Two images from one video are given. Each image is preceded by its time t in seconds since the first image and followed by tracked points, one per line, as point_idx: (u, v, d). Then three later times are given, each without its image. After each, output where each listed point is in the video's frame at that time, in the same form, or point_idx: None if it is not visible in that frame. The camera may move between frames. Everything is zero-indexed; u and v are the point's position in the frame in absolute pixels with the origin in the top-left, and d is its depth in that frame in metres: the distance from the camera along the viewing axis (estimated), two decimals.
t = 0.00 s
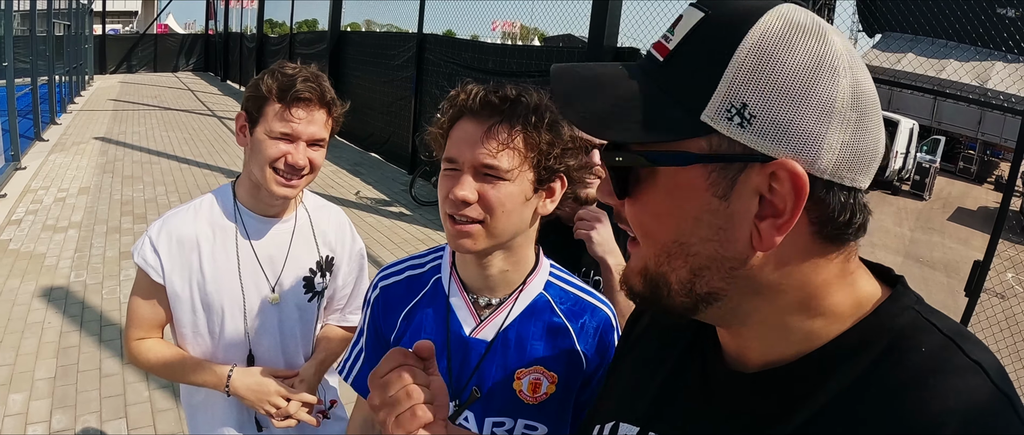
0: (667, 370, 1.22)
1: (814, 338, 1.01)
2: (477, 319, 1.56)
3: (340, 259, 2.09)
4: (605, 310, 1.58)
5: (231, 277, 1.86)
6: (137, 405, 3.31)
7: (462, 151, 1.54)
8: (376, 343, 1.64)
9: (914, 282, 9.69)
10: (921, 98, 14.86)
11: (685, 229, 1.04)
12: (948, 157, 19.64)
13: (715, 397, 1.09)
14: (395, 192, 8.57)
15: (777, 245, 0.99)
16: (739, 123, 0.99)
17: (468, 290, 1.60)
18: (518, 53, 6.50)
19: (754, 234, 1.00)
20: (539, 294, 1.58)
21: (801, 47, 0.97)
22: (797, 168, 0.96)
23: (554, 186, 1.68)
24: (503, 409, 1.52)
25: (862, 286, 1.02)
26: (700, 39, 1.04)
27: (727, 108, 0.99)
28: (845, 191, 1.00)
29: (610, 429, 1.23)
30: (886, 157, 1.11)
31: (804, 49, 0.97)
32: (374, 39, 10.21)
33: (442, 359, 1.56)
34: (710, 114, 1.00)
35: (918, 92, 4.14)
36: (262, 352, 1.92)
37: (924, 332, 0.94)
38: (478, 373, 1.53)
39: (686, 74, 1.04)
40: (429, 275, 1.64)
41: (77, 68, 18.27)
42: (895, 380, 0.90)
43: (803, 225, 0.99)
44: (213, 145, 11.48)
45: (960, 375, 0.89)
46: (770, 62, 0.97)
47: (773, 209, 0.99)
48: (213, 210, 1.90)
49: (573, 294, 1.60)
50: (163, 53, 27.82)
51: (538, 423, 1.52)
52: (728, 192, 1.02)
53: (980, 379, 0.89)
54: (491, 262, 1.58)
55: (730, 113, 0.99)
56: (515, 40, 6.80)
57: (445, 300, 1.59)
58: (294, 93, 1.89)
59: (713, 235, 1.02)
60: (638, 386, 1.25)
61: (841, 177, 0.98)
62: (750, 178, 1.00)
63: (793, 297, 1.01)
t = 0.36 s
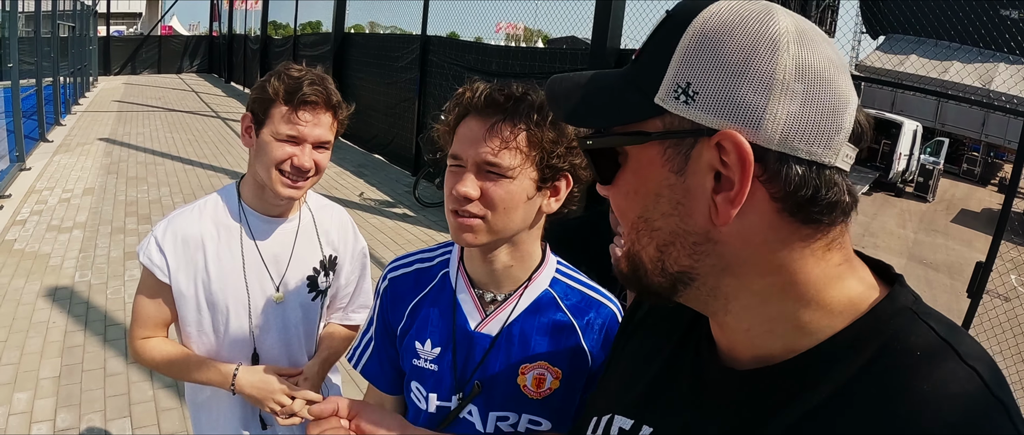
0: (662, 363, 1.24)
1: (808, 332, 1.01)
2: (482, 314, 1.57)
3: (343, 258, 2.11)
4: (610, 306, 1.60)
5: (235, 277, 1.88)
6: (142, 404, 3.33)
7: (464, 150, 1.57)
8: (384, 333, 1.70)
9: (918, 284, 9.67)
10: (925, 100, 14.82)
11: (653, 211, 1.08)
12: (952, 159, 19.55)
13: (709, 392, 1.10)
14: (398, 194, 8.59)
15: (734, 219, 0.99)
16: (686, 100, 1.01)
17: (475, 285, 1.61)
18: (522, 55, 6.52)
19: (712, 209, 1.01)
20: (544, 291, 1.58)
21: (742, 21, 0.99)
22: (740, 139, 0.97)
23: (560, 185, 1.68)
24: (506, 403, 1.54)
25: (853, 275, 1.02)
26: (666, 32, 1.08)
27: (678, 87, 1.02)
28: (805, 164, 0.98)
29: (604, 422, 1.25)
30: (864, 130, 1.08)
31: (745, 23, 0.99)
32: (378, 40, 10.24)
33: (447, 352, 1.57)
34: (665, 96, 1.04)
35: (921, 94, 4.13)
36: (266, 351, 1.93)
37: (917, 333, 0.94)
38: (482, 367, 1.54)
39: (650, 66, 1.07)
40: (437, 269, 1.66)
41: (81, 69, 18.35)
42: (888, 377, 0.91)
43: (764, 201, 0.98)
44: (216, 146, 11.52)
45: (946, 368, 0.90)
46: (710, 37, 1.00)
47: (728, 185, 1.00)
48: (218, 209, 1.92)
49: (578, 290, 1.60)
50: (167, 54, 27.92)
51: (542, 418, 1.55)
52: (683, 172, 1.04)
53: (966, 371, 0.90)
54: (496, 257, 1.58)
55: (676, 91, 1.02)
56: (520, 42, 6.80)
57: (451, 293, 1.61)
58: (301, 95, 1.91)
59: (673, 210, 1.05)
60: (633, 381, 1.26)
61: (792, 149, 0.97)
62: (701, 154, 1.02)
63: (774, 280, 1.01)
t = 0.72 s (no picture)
0: (664, 372, 1.24)
1: (807, 344, 1.01)
2: (486, 317, 1.58)
3: (347, 262, 2.13)
4: (615, 313, 1.58)
5: (242, 282, 1.89)
6: (147, 406, 3.34)
7: (473, 157, 1.59)
8: (393, 334, 1.72)
9: (922, 288, 9.64)
10: (930, 103, 14.77)
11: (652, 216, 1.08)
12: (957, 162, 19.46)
13: (706, 401, 1.11)
14: (403, 196, 8.62)
15: (729, 226, 1.00)
16: (683, 110, 1.03)
17: (480, 289, 1.62)
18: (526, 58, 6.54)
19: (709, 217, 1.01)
20: (549, 297, 1.57)
21: (736, 36, 1.01)
22: (734, 150, 0.97)
23: (566, 192, 1.69)
24: (508, 407, 1.55)
25: (854, 286, 1.02)
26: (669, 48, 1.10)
27: (675, 98, 1.04)
28: (797, 173, 0.98)
29: (607, 430, 1.26)
30: (861, 142, 1.07)
31: (737, 38, 1.01)
32: (383, 43, 10.28)
33: (452, 354, 1.59)
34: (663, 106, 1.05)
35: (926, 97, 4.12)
36: (273, 355, 1.95)
37: (916, 351, 0.94)
38: (485, 370, 1.55)
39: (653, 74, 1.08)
40: (445, 273, 1.68)
41: (87, 71, 18.44)
42: (886, 393, 0.92)
43: (758, 208, 0.99)
44: (221, 148, 11.56)
45: (940, 383, 0.90)
46: (704, 53, 1.02)
47: (723, 194, 1.00)
48: (224, 215, 1.93)
49: (582, 297, 1.59)
50: (172, 56, 28.04)
51: (542, 422, 1.54)
52: (679, 175, 1.04)
53: (962, 386, 0.90)
54: (501, 263, 1.59)
55: (674, 104, 1.04)
56: (524, 44, 6.80)
57: (457, 297, 1.63)
58: (305, 104, 1.92)
59: (670, 217, 1.06)
60: (634, 391, 1.28)
61: (786, 159, 0.97)
62: (698, 163, 1.02)
63: (769, 290, 1.01)
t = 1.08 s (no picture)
0: (669, 373, 1.24)
1: (811, 344, 1.01)
2: (490, 316, 1.59)
3: (352, 262, 2.13)
4: (618, 314, 1.57)
5: (247, 281, 1.89)
6: (150, 405, 3.35)
7: (480, 154, 1.60)
8: (399, 331, 1.73)
9: (925, 291, 9.61)
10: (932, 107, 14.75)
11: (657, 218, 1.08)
12: (960, 165, 19.41)
13: (709, 400, 1.11)
14: (406, 198, 8.63)
15: (731, 225, 1.00)
16: (686, 109, 1.03)
17: (485, 289, 1.62)
18: (530, 61, 6.55)
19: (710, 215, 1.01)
20: (552, 297, 1.57)
21: (735, 36, 1.02)
22: (732, 148, 0.98)
23: (571, 193, 1.68)
24: (512, 405, 1.54)
25: (857, 285, 1.02)
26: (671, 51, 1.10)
27: (679, 96, 1.04)
28: (797, 172, 0.98)
29: (614, 431, 1.26)
30: (863, 140, 1.05)
31: (737, 38, 1.01)
32: (386, 45, 10.31)
33: (458, 353, 1.59)
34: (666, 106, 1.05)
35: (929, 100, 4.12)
36: (277, 354, 1.95)
37: (918, 349, 0.94)
38: (490, 369, 1.56)
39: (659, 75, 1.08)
40: (451, 272, 1.68)
41: (91, 72, 18.50)
42: (890, 390, 0.92)
43: (759, 207, 0.99)
44: (224, 149, 11.59)
45: (944, 382, 0.90)
46: (703, 53, 1.03)
47: (725, 193, 1.00)
48: (230, 214, 1.93)
49: (586, 296, 1.59)
50: (175, 56, 28.11)
51: (547, 421, 1.54)
52: (683, 177, 1.04)
53: (965, 385, 0.90)
54: (507, 260, 1.59)
55: (675, 105, 1.04)
56: (527, 46, 6.82)
57: (463, 296, 1.63)
58: (312, 103, 1.92)
59: (672, 218, 1.06)
60: (639, 391, 1.28)
61: (785, 157, 0.97)
62: (698, 164, 1.02)
63: (772, 289, 1.01)
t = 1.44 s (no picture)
0: (668, 380, 1.24)
1: (810, 351, 1.01)
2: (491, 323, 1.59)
3: (352, 267, 2.13)
4: (616, 322, 1.57)
5: (248, 285, 1.90)
6: (150, 407, 3.35)
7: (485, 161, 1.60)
8: (404, 339, 1.74)
9: (926, 296, 9.60)
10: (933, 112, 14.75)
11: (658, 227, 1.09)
12: (961, 170, 19.35)
13: (708, 407, 1.11)
14: (406, 201, 8.63)
15: (729, 236, 1.00)
16: (681, 122, 1.04)
17: (486, 296, 1.63)
18: (530, 64, 6.56)
19: (710, 225, 1.02)
20: (551, 306, 1.57)
21: (733, 48, 1.02)
22: (729, 159, 0.98)
23: (572, 202, 1.69)
24: (512, 411, 1.55)
25: (855, 294, 1.02)
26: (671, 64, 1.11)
27: (675, 109, 1.05)
28: (796, 182, 0.98)
29: None
30: (860, 149, 1.06)
31: (735, 50, 1.01)
32: (388, 48, 10.33)
33: (459, 359, 1.59)
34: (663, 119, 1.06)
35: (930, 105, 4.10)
36: (278, 360, 1.95)
37: (916, 357, 0.94)
38: (490, 375, 1.56)
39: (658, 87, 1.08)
40: (454, 280, 1.69)
41: (92, 73, 18.53)
42: (887, 399, 0.92)
43: (759, 218, 0.99)
44: (225, 151, 11.60)
45: (938, 390, 0.91)
46: (702, 65, 1.03)
47: (724, 204, 1.00)
48: (230, 218, 1.93)
49: (585, 303, 1.59)
50: (177, 57, 28.14)
51: (546, 427, 1.54)
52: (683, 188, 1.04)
53: (962, 394, 0.90)
54: (507, 263, 1.59)
55: (674, 117, 1.04)
56: (527, 50, 6.83)
57: (464, 304, 1.63)
58: (313, 108, 1.93)
59: (672, 229, 1.06)
60: (638, 398, 1.28)
61: (783, 167, 0.98)
62: (698, 175, 1.03)
63: (769, 300, 1.01)
